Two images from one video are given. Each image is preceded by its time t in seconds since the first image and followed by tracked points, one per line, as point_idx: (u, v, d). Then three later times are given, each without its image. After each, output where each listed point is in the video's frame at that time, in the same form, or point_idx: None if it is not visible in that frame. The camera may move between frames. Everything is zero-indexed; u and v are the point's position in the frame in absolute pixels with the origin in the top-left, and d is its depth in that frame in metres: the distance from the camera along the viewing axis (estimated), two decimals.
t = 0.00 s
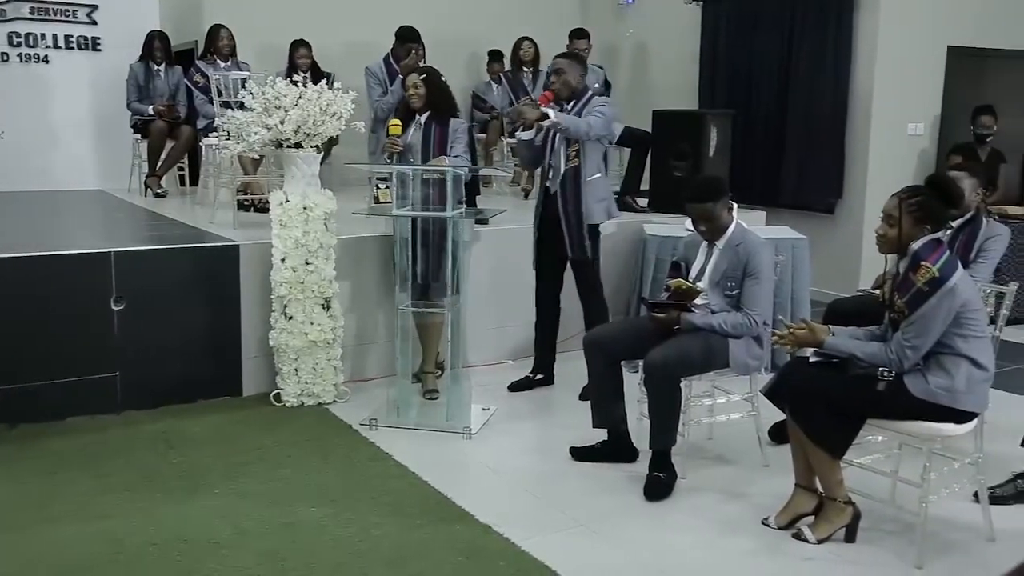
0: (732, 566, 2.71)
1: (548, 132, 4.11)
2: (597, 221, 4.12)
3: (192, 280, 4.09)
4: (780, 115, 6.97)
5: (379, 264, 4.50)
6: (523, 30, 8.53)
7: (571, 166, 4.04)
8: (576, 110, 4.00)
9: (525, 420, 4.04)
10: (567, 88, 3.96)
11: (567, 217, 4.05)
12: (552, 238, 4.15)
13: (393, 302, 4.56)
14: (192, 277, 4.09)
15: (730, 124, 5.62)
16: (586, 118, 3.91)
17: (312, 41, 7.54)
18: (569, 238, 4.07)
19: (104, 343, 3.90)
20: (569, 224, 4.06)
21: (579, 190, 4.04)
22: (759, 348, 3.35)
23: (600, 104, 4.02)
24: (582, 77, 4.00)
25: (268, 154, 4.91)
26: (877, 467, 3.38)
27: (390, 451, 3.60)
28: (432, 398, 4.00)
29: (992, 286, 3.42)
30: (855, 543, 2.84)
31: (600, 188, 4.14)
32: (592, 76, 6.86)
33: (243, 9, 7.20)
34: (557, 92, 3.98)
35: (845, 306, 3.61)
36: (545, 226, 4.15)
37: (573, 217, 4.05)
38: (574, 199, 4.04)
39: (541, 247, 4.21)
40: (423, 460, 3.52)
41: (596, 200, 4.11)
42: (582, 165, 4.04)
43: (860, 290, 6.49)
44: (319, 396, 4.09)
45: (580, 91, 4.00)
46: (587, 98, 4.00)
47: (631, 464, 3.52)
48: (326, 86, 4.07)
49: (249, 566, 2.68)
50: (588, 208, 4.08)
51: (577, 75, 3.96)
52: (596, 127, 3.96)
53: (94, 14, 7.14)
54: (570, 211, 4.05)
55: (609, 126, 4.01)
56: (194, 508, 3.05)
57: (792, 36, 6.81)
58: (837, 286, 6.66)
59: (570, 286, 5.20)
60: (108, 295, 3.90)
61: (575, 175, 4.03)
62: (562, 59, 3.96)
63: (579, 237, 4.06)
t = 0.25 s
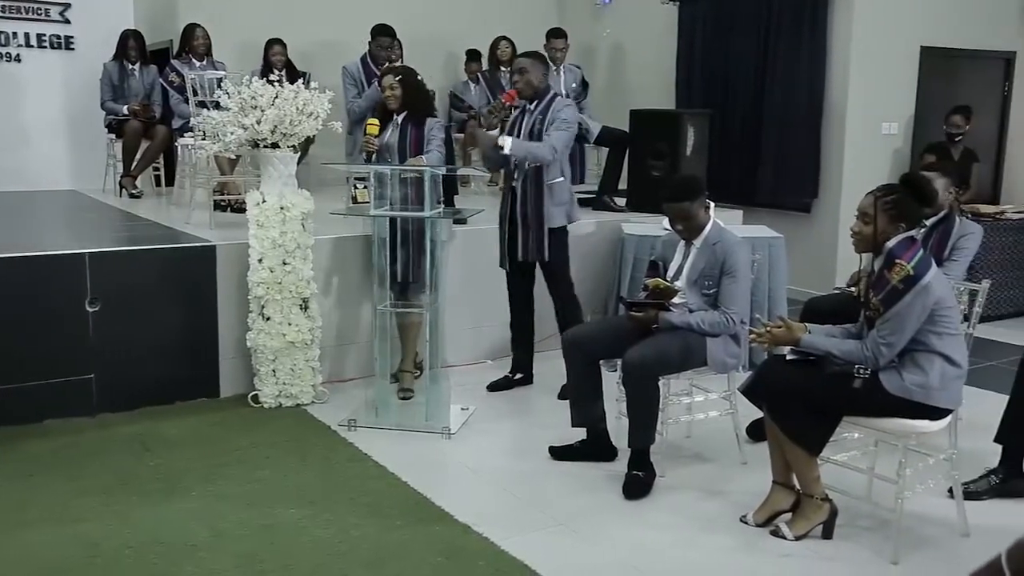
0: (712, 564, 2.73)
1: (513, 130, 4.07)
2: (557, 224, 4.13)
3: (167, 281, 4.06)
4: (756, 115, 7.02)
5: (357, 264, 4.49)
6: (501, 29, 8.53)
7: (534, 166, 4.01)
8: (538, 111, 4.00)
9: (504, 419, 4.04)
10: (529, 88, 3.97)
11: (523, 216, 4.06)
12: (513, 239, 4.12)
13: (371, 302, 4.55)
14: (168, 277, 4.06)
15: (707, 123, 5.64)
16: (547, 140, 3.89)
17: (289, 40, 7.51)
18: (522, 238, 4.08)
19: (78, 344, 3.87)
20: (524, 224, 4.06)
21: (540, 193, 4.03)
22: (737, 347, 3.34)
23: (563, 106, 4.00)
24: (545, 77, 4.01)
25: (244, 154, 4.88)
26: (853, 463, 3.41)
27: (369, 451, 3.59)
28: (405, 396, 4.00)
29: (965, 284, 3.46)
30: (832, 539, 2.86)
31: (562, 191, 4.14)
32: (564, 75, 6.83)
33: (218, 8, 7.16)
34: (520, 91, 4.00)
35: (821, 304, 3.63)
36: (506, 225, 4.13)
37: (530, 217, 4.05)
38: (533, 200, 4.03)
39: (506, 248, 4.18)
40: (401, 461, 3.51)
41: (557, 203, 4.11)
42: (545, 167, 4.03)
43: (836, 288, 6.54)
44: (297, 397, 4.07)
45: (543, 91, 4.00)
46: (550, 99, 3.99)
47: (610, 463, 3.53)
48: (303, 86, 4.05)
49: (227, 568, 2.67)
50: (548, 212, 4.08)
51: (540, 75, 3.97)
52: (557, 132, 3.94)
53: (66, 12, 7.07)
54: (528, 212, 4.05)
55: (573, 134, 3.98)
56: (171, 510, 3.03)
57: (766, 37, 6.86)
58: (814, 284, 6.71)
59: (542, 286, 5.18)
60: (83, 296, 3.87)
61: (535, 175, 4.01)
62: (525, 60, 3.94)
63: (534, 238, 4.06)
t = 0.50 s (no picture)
0: (700, 563, 2.74)
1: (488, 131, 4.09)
2: (535, 227, 4.10)
3: (153, 282, 4.04)
4: (742, 115, 7.04)
5: (344, 265, 4.48)
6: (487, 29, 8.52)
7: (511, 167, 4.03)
8: (512, 112, 4.00)
9: (492, 419, 4.04)
10: (502, 90, 3.97)
11: (499, 218, 4.06)
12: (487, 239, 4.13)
13: (358, 303, 4.54)
14: (154, 278, 4.04)
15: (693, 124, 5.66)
16: (530, 170, 3.98)
17: (274, 40, 7.48)
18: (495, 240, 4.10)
19: (64, 345, 3.85)
20: (500, 228, 4.07)
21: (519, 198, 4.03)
22: (723, 346, 3.35)
23: (539, 108, 3.98)
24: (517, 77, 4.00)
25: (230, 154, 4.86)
26: (840, 462, 3.43)
27: (357, 452, 3.58)
28: (387, 397, 3.96)
29: (950, 284, 3.49)
30: (820, 538, 2.87)
31: (543, 195, 4.11)
32: (547, 76, 6.85)
33: (203, 7, 7.13)
34: (493, 93, 4.00)
35: (806, 304, 3.65)
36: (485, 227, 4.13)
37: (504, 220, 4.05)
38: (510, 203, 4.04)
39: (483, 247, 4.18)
40: (390, 461, 3.50)
41: (537, 205, 4.09)
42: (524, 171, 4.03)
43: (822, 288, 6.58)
44: (285, 397, 4.06)
45: (516, 92, 4.00)
46: (523, 99, 3.99)
47: (598, 462, 3.54)
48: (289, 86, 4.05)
49: (215, 569, 2.66)
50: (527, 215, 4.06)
51: (512, 75, 3.96)
52: (539, 139, 3.97)
53: (50, 12, 7.02)
54: (505, 215, 4.05)
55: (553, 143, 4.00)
56: (158, 512, 3.02)
57: (751, 37, 6.88)
58: (800, 283, 6.74)
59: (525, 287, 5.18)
60: (68, 296, 3.85)
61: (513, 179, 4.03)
62: (497, 60, 3.94)
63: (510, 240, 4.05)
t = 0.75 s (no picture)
0: (704, 563, 2.74)
1: (484, 132, 4.10)
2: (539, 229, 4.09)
3: (157, 282, 4.04)
4: (745, 115, 7.04)
5: (347, 265, 4.49)
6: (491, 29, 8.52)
7: (513, 170, 4.04)
8: (511, 112, 4.00)
9: (496, 420, 4.04)
10: (500, 90, 3.97)
11: (506, 222, 4.03)
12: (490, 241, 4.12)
13: (361, 303, 4.54)
14: (158, 279, 4.04)
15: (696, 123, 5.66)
16: (540, 171, 3.97)
17: (278, 40, 7.49)
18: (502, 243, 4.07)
19: (68, 345, 3.85)
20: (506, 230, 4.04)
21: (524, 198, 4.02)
22: (726, 347, 3.35)
23: (537, 108, 3.99)
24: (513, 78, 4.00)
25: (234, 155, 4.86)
26: (845, 464, 3.43)
27: (361, 453, 3.59)
28: (389, 398, 3.96)
29: (955, 285, 3.48)
30: (824, 540, 2.87)
31: (545, 195, 4.10)
32: (549, 75, 6.83)
33: (207, 8, 7.13)
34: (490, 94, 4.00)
35: (811, 305, 3.65)
36: (487, 228, 4.10)
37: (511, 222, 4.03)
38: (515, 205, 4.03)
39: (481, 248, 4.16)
40: (394, 462, 3.50)
41: (539, 207, 4.08)
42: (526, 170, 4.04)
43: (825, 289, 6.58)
44: (289, 397, 4.06)
45: (514, 93, 4.01)
46: (521, 100, 3.99)
47: (602, 463, 3.54)
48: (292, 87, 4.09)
49: (219, 569, 2.66)
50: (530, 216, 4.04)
51: (510, 75, 3.96)
52: (541, 139, 3.98)
53: (54, 13, 7.03)
54: (511, 218, 4.02)
55: (557, 143, 4.00)
56: (162, 511, 3.02)
57: (754, 38, 6.88)
58: (803, 284, 6.74)
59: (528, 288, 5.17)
60: (72, 296, 3.85)
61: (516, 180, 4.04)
62: (494, 61, 3.95)
63: (518, 243, 4.03)
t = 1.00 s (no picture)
0: (741, 567, 2.72)
1: (517, 132, 4.09)
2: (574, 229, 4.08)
3: (196, 281, 4.09)
4: (782, 116, 6.99)
5: (383, 265, 4.51)
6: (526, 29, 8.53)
7: (550, 171, 4.04)
8: (545, 111, 4.01)
9: (531, 420, 4.05)
10: (534, 90, 3.98)
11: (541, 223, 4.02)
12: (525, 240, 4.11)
13: (397, 302, 4.57)
14: (198, 278, 4.09)
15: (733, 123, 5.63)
16: (575, 173, 3.96)
17: (315, 41, 7.55)
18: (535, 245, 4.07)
19: (110, 342, 3.91)
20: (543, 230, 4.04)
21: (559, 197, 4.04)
22: (763, 349, 3.33)
23: (570, 108, 3.99)
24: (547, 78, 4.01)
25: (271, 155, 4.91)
26: (884, 469, 3.39)
27: (396, 451, 3.61)
28: (425, 397, 3.97)
29: (999, 288, 3.43)
30: (863, 545, 2.84)
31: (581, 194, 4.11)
32: (582, 76, 6.84)
33: (245, 9, 7.21)
34: (523, 93, 4.02)
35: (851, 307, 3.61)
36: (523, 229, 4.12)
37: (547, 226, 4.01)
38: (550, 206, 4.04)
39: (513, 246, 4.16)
40: (429, 461, 3.52)
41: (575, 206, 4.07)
42: (562, 170, 4.03)
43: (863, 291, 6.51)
44: (325, 396, 4.10)
45: (548, 92, 4.02)
46: (555, 100, 4.01)
47: (638, 465, 3.53)
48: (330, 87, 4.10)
49: (257, 564, 2.69)
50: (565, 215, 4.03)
51: (544, 75, 3.97)
52: (575, 139, 3.98)
53: (97, 15, 7.13)
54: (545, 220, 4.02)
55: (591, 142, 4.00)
56: (201, 506, 3.06)
57: (792, 38, 6.82)
58: (839, 287, 6.68)
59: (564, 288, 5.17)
60: (114, 294, 3.91)
61: (552, 181, 4.04)
62: (528, 60, 3.96)
63: (552, 244, 4.03)
